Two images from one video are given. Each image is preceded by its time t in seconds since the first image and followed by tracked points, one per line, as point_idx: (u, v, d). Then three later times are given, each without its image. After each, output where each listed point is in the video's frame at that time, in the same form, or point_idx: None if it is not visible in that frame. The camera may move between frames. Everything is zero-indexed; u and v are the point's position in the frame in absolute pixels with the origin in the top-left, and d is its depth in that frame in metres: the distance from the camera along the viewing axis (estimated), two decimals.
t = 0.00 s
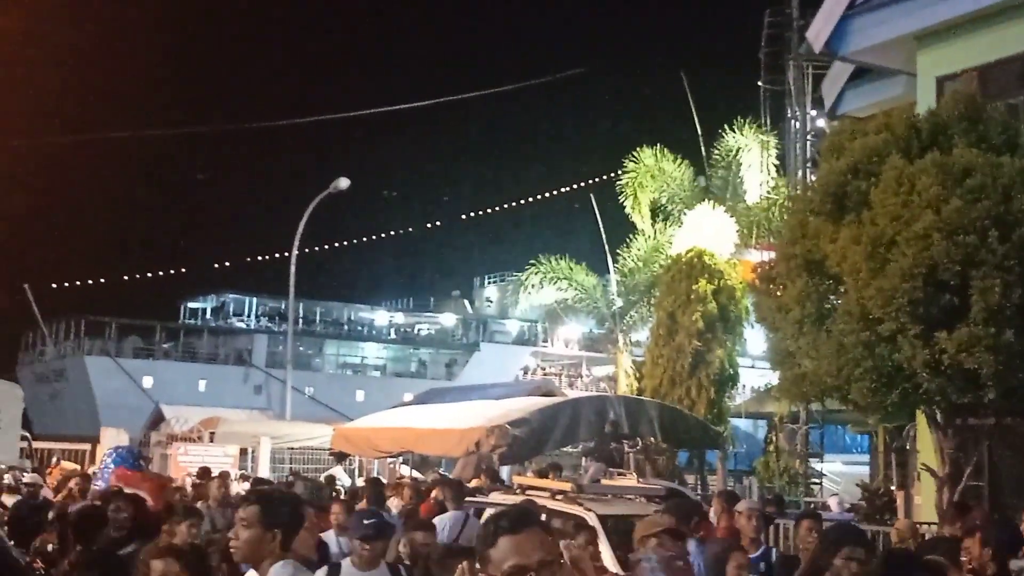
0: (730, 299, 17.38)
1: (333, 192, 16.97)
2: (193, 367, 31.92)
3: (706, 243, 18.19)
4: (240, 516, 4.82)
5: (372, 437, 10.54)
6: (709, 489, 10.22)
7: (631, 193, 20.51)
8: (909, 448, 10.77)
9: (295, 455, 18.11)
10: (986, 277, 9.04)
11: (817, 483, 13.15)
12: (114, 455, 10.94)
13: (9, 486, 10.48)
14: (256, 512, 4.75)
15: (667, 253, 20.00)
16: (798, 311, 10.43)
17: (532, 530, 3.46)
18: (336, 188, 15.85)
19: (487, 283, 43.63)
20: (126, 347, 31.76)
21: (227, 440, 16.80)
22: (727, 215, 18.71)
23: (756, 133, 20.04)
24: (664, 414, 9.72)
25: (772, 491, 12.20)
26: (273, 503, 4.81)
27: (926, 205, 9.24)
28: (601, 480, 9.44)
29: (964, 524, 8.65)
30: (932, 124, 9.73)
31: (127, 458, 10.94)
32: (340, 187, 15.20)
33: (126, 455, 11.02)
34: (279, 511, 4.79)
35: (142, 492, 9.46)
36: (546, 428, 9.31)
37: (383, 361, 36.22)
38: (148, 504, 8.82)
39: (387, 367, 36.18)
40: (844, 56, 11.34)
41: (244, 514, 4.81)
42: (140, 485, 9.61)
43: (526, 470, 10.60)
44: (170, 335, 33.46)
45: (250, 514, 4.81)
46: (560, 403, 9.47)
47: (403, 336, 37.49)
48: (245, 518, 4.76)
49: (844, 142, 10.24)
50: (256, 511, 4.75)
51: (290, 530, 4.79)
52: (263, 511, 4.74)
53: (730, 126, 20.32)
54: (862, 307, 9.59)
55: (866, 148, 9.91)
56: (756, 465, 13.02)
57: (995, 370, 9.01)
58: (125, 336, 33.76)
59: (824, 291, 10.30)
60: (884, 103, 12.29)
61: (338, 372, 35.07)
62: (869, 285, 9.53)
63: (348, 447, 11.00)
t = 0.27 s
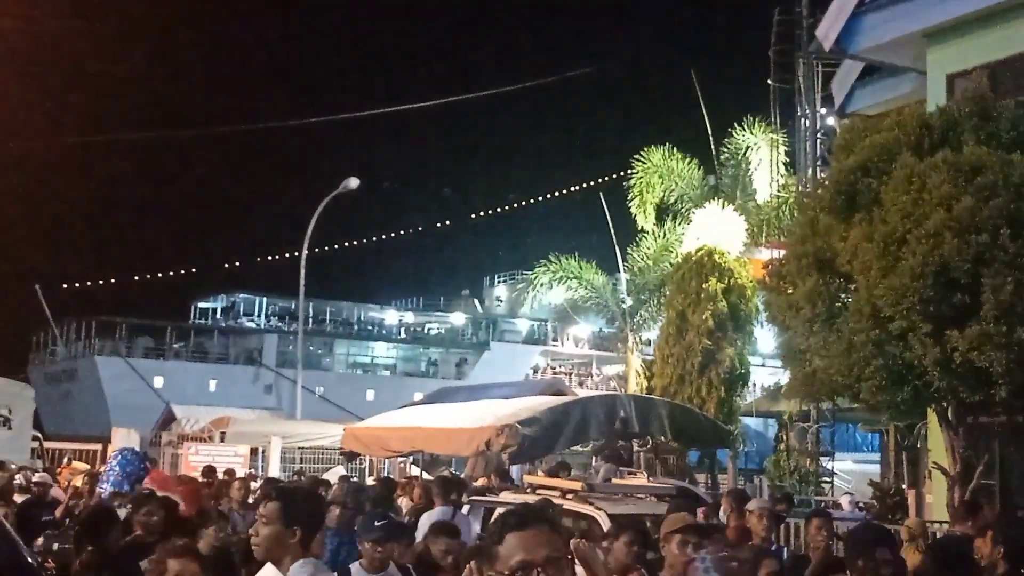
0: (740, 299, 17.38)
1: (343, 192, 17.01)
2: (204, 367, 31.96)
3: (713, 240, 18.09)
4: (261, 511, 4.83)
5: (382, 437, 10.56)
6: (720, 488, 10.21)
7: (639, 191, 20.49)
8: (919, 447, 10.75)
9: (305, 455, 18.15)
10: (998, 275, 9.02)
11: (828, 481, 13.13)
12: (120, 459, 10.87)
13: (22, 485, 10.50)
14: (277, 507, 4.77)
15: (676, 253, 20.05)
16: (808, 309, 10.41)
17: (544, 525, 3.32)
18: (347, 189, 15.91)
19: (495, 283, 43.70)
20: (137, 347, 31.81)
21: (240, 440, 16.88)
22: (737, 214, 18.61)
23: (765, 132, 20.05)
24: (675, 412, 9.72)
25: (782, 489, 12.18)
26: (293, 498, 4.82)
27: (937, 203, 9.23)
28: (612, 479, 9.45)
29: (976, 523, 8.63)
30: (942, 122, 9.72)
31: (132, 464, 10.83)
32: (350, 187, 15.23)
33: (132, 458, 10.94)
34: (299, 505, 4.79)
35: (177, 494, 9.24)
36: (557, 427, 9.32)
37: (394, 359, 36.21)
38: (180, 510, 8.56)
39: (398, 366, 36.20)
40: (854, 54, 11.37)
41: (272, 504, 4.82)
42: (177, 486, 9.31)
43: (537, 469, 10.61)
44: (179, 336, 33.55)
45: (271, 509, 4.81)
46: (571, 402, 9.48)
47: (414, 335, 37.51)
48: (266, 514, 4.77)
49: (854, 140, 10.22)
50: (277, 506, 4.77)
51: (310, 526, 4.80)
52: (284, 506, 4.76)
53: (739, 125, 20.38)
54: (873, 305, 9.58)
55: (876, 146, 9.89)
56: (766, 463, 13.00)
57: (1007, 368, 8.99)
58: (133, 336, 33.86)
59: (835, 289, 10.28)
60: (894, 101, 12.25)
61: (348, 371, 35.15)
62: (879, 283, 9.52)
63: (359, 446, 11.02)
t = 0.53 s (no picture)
0: (737, 298, 17.78)
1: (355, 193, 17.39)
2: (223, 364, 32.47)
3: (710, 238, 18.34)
4: (284, 502, 5.12)
5: (391, 431, 10.93)
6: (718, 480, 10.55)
7: (639, 195, 20.94)
8: (911, 441, 11.09)
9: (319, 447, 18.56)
10: (986, 275, 9.37)
11: (823, 473, 13.49)
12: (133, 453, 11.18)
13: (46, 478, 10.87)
14: (299, 497, 5.06)
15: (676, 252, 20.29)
16: (804, 307, 10.74)
17: (552, 507, 3.54)
18: (356, 191, 16.26)
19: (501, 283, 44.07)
20: (158, 344, 32.59)
21: (254, 434, 17.27)
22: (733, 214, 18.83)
23: (762, 135, 20.33)
24: (675, 407, 10.06)
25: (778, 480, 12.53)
26: (315, 489, 5.11)
27: (928, 206, 9.59)
28: (615, 471, 9.82)
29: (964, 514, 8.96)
30: (933, 127, 10.06)
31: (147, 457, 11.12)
32: (361, 189, 15.62)
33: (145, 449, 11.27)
34: (319, 497, 5.07)
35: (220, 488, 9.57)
36: (560, 421, 9.70)
37: (405, 356, 36.67)
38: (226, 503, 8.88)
39: (409, 363, 36.64)
40: (847, 61, 11.70)
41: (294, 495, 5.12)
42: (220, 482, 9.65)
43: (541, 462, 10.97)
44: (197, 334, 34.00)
45: (293, 500, 5.10)
46: (574, 397, 9.85)
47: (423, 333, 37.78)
48: (288, 504, 5.06)
49: (848, 144, 10.57)
50: (299, 497, 5.07)
51: (329, 515, 5.08)
52: (305, 495, 5.05)
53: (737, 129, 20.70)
54: (866, 304, 9.93)
55: (869, 149, 10.24)
56: (763, 455, 13.34)
57: (994, 365, 9.33)
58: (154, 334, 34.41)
59: (830, 288, 10.61)
60: (886, 107, 12.62)
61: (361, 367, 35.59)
62: (872, 282, 9.87)
63: (369, 440, 11.38)
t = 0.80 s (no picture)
0: (734, 298, 18.06)
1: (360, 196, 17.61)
2: (230, 362, 32.66)
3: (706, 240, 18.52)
4: (297, 497, 5.26)
5: (397, 428, 11.21)
6: (715, 477, 10.81)
7: (636, 199, 21.24)
8: (902, 439, 11.34)
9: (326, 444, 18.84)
10: (977, 277, 9.62)
11: (816, 470, 13.74)
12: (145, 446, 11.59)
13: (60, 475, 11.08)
14: (311, 493, 5.20)
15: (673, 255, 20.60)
16: (798, 308, 10.98)
17: (554, 503, 3.76)
18: (361, 194, 16.54)
19: (503, 284, 44.35)
20: (168, 344, 32.81)
21: (263, 431, 17.61)
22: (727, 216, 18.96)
23: (757, 141, 20.59)
24: (673, 405, 10.31)
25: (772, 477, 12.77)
26: (326, 484, 5.27)
27: (920, 209, 9.84)
28: (614, 468, 10.09)
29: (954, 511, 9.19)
30: (924, 132, 10.31)
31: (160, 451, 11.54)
32: (367, 194, 15.84)
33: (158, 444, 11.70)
34: (330, 493, 5.21)
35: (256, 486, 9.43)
36: (561, 419, 9.97)
37: (410, 354, 37.10)
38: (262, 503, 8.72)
39: (412, 362, 36.98)
40: (841, 68, 11.94)
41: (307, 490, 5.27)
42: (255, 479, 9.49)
43: (542, 459, 11.23)
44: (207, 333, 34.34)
45: (306, 495, 5.24)
46: (575, 395, 10.12)
47: (426, 333, 38.16)
48: (301, 499, 5.20)
49: (841, 149, 10.81)
50: (311, 492, 5.21)
51: (340, 510, 5.24)
52: (318, 490, 5.20)
53: (734, 134, 20.91)
54: (859, 305, 10.18)
55: (862, 154, 10.48)
56: (758, 453, 13.58)
57: (984, 364, 9.58)
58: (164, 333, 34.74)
59: (823, 290, 10.85)
60: (877, 113, 12.88)
61: (366, 366, 35.89)
62: (865, 284, 10.12)
63: (374, 437, 11.67)
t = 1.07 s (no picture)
0: (736, 301, 18.03)
1: (362, 199, 17.62)
2: (232, 364, 32.65)
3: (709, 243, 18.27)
4: (298, 501, 5.26)
5: (398, 431, 11.22)
6: (716, 480, 10.79)
7: (637, 203, 21.28)
8: (904, 442, 11.33)
9: (327, 446, 18.83)
10: (978, 280, 9.62)
11: (818, 473, 13.71)
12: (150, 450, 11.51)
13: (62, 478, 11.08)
14: (312, 497, 5.19)
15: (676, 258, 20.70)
16: (799, 311, 10.98)
17: (556, 509, 3.74)
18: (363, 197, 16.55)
19: (505, 287, 44.35)
20: (170, 347, 32.82)
21: (265, 434, 17.62)
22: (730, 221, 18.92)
23: (761, 144, 20.55)
24: (674, 408, 10.30)
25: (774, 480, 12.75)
26: (327, 489, 5.24)
27: (921, 213, 9.85)
28: (615, 472, 10.08)
29: (957, 515, 9.17)
30: (925, 135, 10.31)
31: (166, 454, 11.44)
32: (369, 197, 15.86)
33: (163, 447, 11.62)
34: (331, 498, 5.20)
35: (277, 484, 9.44)
36: (562, 422, 9.96)
37: (411, 358, 37.00)
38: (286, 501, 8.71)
39: (413, 365, 36.92)
40: (843, 70, 11.90)
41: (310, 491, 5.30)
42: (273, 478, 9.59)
43: (544, 462, 11.23)
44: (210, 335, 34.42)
45: (307, 500, 5.24)
46: (576, 398, 10.12)
47: (427, 335, 38.25)
48: (302, 503, 5.20)
49: (842, 152, 10.81)
50: (312, 497, 5.20)
51: (342, 516, 5.21)
52: (319, 495, 5.19)
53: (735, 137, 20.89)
54: (860, 308, 10.18)
55: (863, 158, 10.48)
56: (759, 456, 13.56)
57: (986, 367, 9.58)
58: (167, 336, 34.78)
59: (824, 293, 10.85)
60: (879, 116, 12.89)
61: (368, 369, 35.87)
62: (867, 287, 10.12)
63: (376, 440, 11.68)
